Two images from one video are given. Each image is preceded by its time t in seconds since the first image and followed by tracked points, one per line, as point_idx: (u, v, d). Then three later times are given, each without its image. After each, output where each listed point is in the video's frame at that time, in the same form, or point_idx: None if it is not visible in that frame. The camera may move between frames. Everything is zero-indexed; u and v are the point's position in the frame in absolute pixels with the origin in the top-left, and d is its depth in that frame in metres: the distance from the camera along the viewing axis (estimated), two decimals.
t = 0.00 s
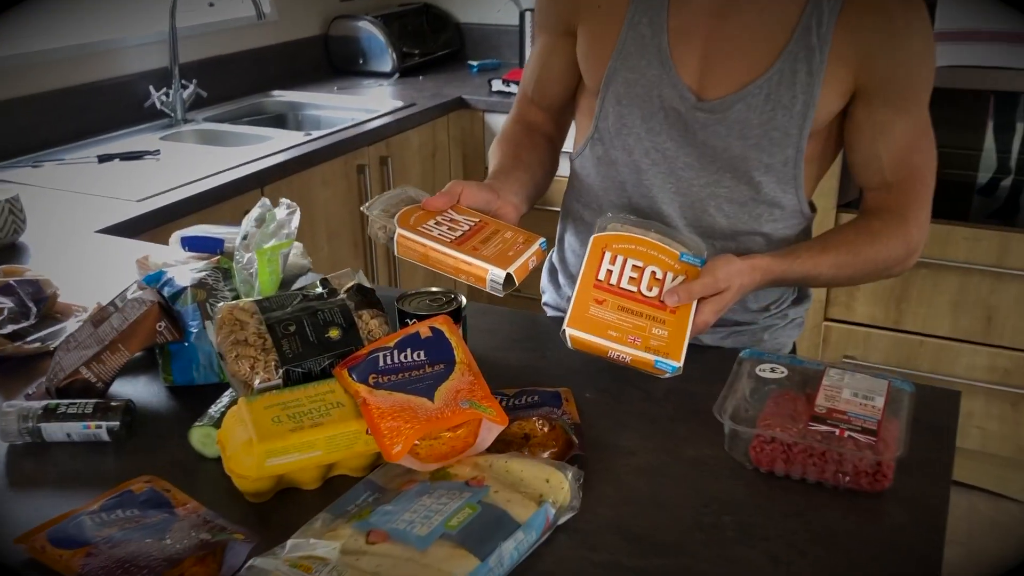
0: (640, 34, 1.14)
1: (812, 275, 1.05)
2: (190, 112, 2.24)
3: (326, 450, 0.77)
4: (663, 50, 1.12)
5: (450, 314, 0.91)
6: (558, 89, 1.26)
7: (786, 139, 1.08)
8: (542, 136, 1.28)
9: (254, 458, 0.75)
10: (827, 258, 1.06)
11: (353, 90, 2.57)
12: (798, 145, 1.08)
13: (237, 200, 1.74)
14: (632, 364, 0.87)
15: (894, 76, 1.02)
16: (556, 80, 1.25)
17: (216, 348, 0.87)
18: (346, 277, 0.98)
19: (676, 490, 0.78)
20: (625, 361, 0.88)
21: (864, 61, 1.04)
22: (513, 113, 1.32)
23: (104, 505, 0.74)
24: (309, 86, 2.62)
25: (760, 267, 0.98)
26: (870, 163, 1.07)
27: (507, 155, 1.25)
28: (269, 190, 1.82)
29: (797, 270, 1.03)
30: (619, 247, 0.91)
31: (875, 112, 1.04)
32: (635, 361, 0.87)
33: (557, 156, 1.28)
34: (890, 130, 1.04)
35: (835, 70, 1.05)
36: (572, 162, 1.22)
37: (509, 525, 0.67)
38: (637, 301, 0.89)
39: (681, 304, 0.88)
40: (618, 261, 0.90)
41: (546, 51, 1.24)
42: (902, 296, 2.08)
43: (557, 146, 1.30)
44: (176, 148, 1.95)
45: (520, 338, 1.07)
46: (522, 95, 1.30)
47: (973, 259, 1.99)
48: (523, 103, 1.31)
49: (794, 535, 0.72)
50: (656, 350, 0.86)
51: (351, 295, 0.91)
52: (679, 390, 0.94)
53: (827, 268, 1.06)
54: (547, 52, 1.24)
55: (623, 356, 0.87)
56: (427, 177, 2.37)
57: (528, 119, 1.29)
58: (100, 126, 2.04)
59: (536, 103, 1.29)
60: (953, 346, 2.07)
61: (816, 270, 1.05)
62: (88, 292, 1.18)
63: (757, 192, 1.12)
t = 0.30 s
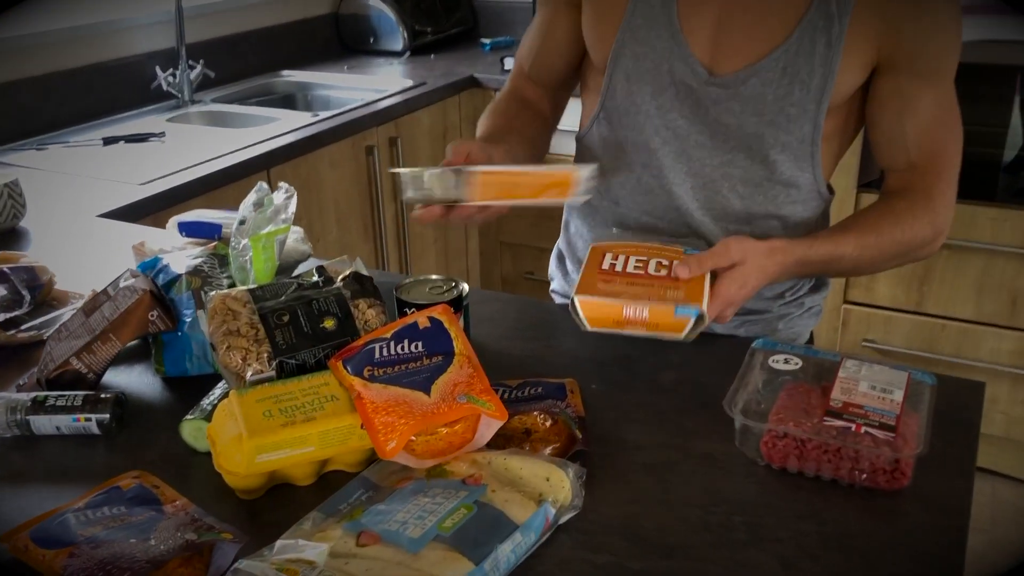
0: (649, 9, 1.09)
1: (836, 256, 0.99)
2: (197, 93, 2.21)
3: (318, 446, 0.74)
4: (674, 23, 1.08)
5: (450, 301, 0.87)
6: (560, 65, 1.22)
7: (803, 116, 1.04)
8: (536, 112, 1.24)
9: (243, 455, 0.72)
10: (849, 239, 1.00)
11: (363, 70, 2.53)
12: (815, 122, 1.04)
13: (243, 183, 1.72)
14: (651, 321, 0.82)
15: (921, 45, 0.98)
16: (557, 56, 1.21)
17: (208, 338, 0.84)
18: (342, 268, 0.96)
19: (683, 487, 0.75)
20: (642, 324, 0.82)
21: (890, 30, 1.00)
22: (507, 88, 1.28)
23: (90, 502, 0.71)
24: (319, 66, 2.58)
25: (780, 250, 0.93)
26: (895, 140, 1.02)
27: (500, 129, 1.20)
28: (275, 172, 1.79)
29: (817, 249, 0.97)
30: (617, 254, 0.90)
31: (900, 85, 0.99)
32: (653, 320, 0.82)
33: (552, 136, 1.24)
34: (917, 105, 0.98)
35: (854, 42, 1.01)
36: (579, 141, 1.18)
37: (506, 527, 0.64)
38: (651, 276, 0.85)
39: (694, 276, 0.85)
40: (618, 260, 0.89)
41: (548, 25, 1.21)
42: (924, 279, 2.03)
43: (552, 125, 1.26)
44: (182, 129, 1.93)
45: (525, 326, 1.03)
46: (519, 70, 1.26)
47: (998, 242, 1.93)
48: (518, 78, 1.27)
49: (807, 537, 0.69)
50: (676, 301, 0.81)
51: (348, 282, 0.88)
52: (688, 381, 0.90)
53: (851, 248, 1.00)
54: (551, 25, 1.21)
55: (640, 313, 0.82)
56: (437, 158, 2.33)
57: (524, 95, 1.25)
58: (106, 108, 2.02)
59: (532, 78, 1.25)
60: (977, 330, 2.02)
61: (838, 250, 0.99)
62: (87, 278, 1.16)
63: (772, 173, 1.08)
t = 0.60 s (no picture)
0: (647, 22, 1.10)
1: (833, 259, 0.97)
2: (201, 103, 2.22)
3: (319, 461, 0.74)
4: (673, 34, 1.08)
5: (451, 314, 0.88)
6: (555, 81, 1.19)
7: (804, 125, 1.04)
8: (531, 131, 1.20)
9: (245, 471, 0.72)
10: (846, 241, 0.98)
11: (367, 78, 2.54)
12: (817, 128, 1.04)
13: (248, 193, 1.72)
14: (640, 269, 0.77)
15: (915, 51, 0.97)
16: (553, 72, 1.18)
17: (210, 353, 0.84)
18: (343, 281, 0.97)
19: (684, 498, 0.75)
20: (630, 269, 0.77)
21: (886, 34, 0.99)
22: (498, 105, 1.22)
23: (92, 518, 0.72)
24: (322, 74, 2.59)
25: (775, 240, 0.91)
26: (889, 147, 1.01)
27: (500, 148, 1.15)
28: (279, 181, 1.80)
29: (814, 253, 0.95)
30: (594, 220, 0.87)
31: (894, 90, 0.99)
32: (642, 269, 0.77)
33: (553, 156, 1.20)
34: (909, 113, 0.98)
35: (853, 49, 1.01)
36: (576, 155, 1.17)
37: (506, 543, 0.64)
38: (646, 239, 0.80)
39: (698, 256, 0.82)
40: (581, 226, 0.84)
41: (544, 38, 1.18)
42: (928, 283, 2.02)
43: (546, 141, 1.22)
44: (186, 139, 1.93)
45: (527, 337, 1.03)
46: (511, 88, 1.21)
47: (1001, 245, 1.92)
48: (511, 96, 1.22)
49: (809, 548, 0.69)
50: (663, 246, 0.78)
51: (349, 296, 0.88)
52: (690, 392, 0.90)
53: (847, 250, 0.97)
54: (547, 40, 1.17)
55: (628, 262, 0.77)
56: (441, 165, 2.34)
57: (520, 116, 1.20)
58: (110, 118, 2.02)
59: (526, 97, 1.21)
60: (983, 334, 2.01)
61: (835, 250, 0.97)
62: (90, 291, 1.16)
63: (773, 182, 1.07)
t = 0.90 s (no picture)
0: (627, 76, 1.10)
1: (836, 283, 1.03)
2: (195, 151, 2.28)
3: (325, 487, 0.78)
4: (653, 85, 1.09)
5: (448, 348, 0.92)
6: (541, 133, 1.21)
7: (783, 166, 1.07)
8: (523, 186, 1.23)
9: (255, 497, 0.76)
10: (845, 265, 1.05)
11: (356, 125, 2.61)
12: (795, 170, 1.07)
13: (243, 238, 1.77)
14: (629, 355, 0.79)
15: (882, 94, 1.04)
16: (539, 129, 1.20)
17: (218, 388, 0.88)
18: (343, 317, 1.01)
19: (672, 521, 0.79)
20: (620, 357, 0.80)
21: (857, 81, 1.04)
22: (487, 156, 1.24)
23: (108, 545, 0.75)
24: (313, 122, 2.66)
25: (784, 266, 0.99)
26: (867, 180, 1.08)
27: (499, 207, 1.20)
28: (273, 227, 1.85)
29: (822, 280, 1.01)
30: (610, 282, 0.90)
31: (866, 129, 1.06)
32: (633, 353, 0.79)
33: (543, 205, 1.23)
34: (881, 145, 1.06)
35: (827, 93, 1.05)
36: (564, 203, 1.19)
37: (505, 560, 0.68)
38: (634, 311, 0.82)
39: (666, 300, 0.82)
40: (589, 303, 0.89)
41: (528, 96, 1.18)
42: (904, 319, 2.09)
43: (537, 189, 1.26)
44: (180, 186, 1.98)
45: (520, 370, 1.08)
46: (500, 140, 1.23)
47: (974, 284, 2.00)
48: (500, 146, 1.24)
49: (790, 565, 0.73)
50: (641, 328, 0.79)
51: (350, 332, 0.92)
52: (676, 421, 0.95)
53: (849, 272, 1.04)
54: (531, 97, 1.18)
55: (617, 353, 0.80)
56: (429, 209, 2.40)
57: (511, 171, 1.23)
58: (106, 166, 2.08)
59: (514, 147, 1.23)
60: (958, 369, 2.07)
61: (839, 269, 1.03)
62: (95, 332, 1.20)
63: (755, 220, 1.11)
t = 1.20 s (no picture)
0: (605, 106, 1.19)
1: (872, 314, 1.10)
2: (185, 186, 2.35)
3: (342, 480, 0.85)
4: (628, 114, 1.18)
5: (449, 357, 1.00)
6: (526, 171, 1.28)
7: (750, 185, 1.17)
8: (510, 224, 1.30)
9: (279, 490, 0.83)
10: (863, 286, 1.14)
11: (340, 161, 2.70)
12: (759, 185, 1.17)
13: (237, 268, 1.85)
14: (607, 404, 0.89)
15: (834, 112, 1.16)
16: (524, 164, 1.27)
17: (238, 396, 0.95)
18: (351, 329, 1.08)
19: (657, 506, 0.87)
20: (599, 405, 0.90)
21: (812, 101, 1.16)
22: (477, 196, 1.32)
23: (144, 536, 0.82)
24: (297, 158, 2.75)
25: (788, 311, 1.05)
26: (827, 195, 1.20)
27: (492, 250, 1.27)
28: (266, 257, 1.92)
29: (871, 318, 1.07)
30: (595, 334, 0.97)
31: (827, 149, 1.17)
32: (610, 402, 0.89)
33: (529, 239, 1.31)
34: (839, 160, 1.18)
35: (785, 114, 1.16)
36: (555, 230, 1.26)
37: (512, 535, 0.76)
38: (614, 367, 0.91)
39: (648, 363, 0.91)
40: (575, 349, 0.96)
41: (513, 135, 1.26)
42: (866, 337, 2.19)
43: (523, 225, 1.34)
44: (173, 219, 2.06)
45: (512, 380, 1.16)
46: (489, 180, 1.30)
47: (932, 301, 2.10)
48: (489, 187, 1.31)
49: (766, 539, 0.81)
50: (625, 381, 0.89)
51: (359, 343, 1.00)
52: (658, 420, 1.03)
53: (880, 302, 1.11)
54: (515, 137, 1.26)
55: (596, 399, 0.90)
56: (412, 240, 2.48)
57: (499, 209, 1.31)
58: (99, 201, 2.14)
59: (503, 186, 1.30)
60: (919, 384, 2.16)
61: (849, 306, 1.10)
62: (107, 353, 1.26)
63: (728, 236, 1.20)
